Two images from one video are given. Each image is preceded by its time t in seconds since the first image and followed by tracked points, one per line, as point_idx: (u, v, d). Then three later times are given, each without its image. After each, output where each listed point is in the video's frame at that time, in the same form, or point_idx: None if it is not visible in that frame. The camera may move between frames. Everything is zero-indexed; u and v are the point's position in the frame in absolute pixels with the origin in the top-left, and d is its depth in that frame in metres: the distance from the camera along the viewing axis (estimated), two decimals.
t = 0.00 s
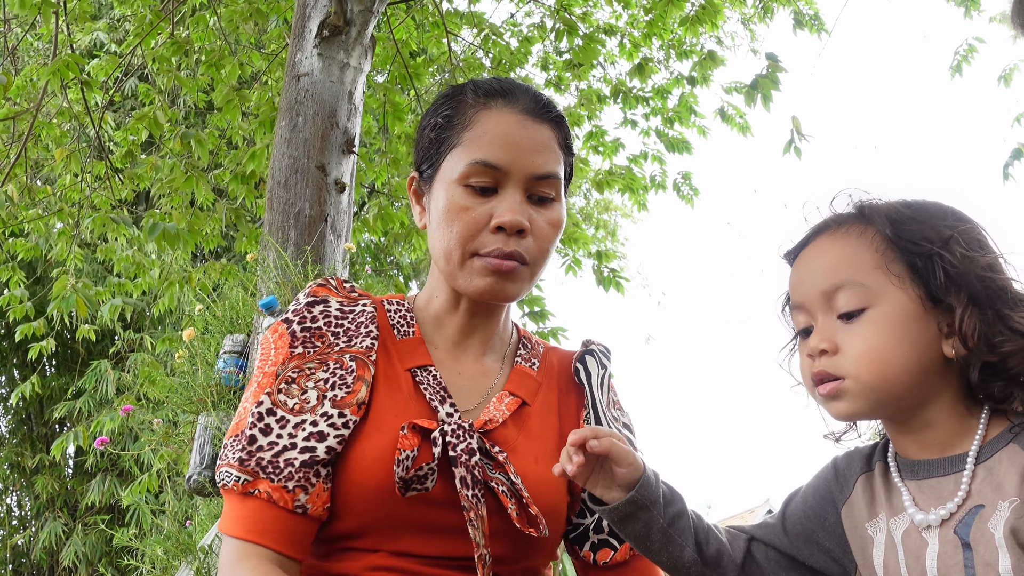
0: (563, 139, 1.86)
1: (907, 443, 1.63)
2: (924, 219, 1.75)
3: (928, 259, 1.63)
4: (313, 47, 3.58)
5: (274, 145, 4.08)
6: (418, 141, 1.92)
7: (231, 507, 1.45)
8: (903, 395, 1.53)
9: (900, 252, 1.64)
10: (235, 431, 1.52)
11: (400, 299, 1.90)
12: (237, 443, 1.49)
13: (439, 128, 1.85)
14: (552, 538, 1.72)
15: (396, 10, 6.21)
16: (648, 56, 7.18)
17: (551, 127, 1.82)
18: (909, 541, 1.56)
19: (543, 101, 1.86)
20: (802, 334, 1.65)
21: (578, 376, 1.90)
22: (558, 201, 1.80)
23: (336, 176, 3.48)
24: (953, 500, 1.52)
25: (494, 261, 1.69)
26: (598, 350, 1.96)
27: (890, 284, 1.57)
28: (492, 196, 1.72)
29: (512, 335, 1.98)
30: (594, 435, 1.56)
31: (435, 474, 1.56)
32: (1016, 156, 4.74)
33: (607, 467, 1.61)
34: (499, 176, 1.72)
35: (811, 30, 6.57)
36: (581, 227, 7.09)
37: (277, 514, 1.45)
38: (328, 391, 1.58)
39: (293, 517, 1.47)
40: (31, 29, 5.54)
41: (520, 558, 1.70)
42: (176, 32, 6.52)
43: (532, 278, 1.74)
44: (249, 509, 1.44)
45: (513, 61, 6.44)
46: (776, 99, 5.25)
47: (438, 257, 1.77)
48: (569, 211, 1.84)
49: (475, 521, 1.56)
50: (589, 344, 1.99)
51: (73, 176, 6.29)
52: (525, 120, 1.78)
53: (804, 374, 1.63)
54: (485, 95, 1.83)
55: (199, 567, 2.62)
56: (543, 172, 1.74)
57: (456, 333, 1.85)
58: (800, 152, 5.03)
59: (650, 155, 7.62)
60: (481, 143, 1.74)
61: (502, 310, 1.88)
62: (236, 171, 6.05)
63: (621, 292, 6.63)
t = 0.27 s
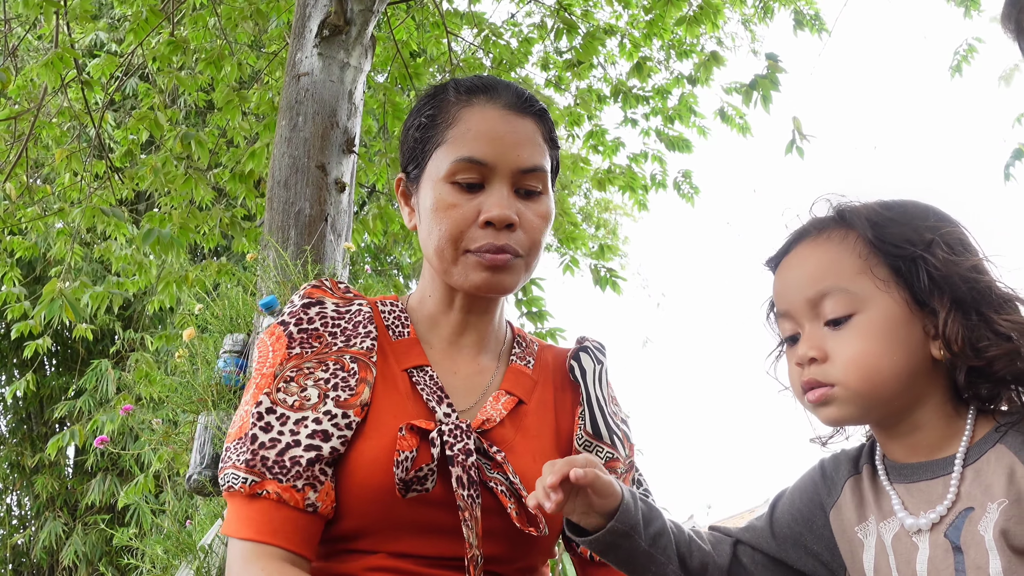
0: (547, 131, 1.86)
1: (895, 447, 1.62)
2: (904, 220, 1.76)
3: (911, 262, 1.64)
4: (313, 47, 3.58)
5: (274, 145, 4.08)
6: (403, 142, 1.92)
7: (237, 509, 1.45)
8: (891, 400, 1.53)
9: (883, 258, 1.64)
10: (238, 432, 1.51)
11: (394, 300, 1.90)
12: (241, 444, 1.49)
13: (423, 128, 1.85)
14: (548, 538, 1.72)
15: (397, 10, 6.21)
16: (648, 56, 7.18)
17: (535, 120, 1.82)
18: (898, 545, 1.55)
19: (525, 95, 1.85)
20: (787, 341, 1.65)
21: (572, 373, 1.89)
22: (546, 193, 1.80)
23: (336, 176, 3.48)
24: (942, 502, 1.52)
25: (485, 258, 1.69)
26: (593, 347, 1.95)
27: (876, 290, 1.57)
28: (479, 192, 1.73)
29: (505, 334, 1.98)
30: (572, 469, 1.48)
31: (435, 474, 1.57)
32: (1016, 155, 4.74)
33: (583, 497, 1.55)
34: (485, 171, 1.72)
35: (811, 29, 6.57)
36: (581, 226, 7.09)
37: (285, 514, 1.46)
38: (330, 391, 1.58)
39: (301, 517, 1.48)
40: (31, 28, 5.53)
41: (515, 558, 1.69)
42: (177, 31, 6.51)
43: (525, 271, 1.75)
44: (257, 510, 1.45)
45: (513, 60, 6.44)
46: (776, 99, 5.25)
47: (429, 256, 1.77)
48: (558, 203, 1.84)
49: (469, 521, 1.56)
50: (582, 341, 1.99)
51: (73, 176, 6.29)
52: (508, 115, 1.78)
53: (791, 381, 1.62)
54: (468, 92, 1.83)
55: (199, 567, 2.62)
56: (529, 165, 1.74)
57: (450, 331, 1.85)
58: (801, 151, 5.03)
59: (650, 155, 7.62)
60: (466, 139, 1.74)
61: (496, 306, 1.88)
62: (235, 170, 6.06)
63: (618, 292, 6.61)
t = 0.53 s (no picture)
0: (551, 131, 1.87)
1: (883, 448, 1.62)
2: (883, 221, 1.76)
3: (892, 264, 1.64)
4: (313, 47, 3.58)
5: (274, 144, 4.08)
6: (404, 139, 1.91)
7: (267, 500, 1.43)
8: (874, 403, 1.53)
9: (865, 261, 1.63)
10: (262, 424, 1.51)
11: (392, 297, 1.89)
12: (271, 435, 1.48)
13: (427, 125, 1.84)
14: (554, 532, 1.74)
15: (398, 10, 6.21)
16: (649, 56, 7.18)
17: (539, 120, 1.83)
18: (889, 550, 1.54)
19: (530, 95, 1.86)
20: (771, 346, 1.64)
21: (572, 365, 1.89)
22: (548, 194, 1.82)
23: (336, 175, 3.48)
24: (932, 507, 1.51)
25: (491, 259, 1.70)
26: (590, 339, 1.97)
27: (858, 293, 1.57)
28: (486, 193, 1.73)
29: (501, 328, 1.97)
30: (523, 498, 1.38)
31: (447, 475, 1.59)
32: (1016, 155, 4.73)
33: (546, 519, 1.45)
34: (491, 172, 1.73)
35: (811, 29, 6.57)
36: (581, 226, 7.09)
37: (327, 502, 1.46)
38: (344, 383, 1.58)
39: (341, 505, 1.48)
40: (31, 28, 5.53)
41: (518, 556, 1.70)
42: (178, 30, 6.52)
43: (529, 273, 1.76)
44: (298, 499, 1.43)
45: (513, 60, 6.44)
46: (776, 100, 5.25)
47: (432, 257, 1.77)
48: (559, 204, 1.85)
49: (477, 524, 1.59)
50: (579, 332, 2.00)
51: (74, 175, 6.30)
52: (514, 114, 1.79)
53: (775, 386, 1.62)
54: (473, 90, 1.83)
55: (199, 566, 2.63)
56: (535, 166, 1.76)
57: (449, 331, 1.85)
58: (798, 152, 5.03)
59: (651, 155, 7.62)
60: (472, 139, 1.74)
61: (495, 307, 1.89)
62: (234, 169, 6.06)
63: (615, 295, 6.60)
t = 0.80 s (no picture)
0: (531, 126, 1.85)
1: (872, 452, 1.62)
2: (872, 219, 1.74)
3: (879, 264, 1.63)
4: (313, 47, 3.58)
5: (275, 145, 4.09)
6: (390, 141, 1.93)
7: (245, 506, 1.44)
8: (864, 405, 1.52)
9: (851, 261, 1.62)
10: (246, 429, 1.51)
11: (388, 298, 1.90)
12: (252, 441, 1.49)
13: (406, 127, 1.86)
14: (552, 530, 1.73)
15: (398, 10, 6.22)
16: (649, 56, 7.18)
17: (515, 115, 1.81)
18: (883, 556, 1.54)
19: (507, 88, 1.84)
20: (758, 348, 1.64)
21: (571, 363, 1.88)
22: (529, 189, 1.79)
23: (335, 175, 3.47)
24: (927, 513, 1.50)
25: (461, 257, 1.70)
26: (588, 339, 1.95)
27: (844, 294, 1.56)
28: (457, 190, 1.73)
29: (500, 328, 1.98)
30: (488, 525, 1.34)
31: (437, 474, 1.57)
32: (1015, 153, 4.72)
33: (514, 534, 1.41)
34: (462, 169, 1.73)
35: (811, 28, 6.56)
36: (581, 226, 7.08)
37: (304, 510, 1.46)
38: (332, 388, 1.58)
39: (320, 513, 1.48)
40: (32, 28, 5.54)
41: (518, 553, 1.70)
42: (179, 31, 6.53)
43: (506, 269, 1.75)
44: (276, 506, 1.44)
45: (514, 61, 6.45)
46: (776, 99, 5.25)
47: (413, 256, 1.78)
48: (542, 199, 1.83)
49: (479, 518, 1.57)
50: (577, 331, 2.00)
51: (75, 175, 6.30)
52: (486, 110, 1.78)
53: (764, 389, 1.61)
54: (447, 88, 1.83)
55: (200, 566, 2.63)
56: (507, 162, 1.74)
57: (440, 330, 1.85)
58: (796, 150, 5.02)
59: (651, 155, 7.62)
60: (441, 137, 1.75)
61: (489, 304, 1.88)
62: (235, 169, 6.07)
63: (613, 297, 6.59)
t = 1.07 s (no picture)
0: (493, 110, 1.85)
1: (860, 459, 1.66)
2: (864, 226, 1.78)
3: (871, 271, 1.66)
4: (313, 46, 3.58)
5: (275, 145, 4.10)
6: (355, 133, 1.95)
7: (176, 530, 1.53)
8: (856, 411, 1.56)
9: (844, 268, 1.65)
10: (184, 452, 1.60)
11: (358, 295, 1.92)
12: (180, 465, 1.57)
13: (367, 117, 1.88)
14: (523, 527, 1.71)
15: (398, 10, 6.21)
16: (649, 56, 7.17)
17: (474, 100, 1.81)
18: (877, 563, 1.58)
19: (466, 73, 1.85)
20: (748, 353, 1.66)
21: (543, 354, 1.88)
22: (491, 173, 1.78)
23: (336, 175, 3.47)
24: (922, 521, 1.55)
25: (421, 243, 1.70)
26: (565, 325, 1.93)
27: (837, 300, 1.59)
28: (416, 176, 1.74)
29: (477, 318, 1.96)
30: None
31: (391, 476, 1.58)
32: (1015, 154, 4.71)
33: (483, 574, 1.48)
34: (419, 155, 1.74)
35: (811, 28, 6.55)
36: (581, 226, 7.08)
37: (207, 534, 1.52)
38: (264, 408, 1.62)
39: (222, 536, 1.53)
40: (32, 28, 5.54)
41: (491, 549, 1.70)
42: (179, 30, 6.52)
43: (469, 253, 1.74)
44: (184, 527, 1.52)
45: (514, 61, 6.44)
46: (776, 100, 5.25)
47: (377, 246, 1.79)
48: (507, 183, 1.82)
49: (440, 516, 1.58)
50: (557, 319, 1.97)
51: (75, 175, 6.30)
52: (442, 95, 1.78)
53: (754, 394, 1.63)
54: (404, 75, 1.84)
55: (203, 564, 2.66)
56: (465, 146, 1.74)
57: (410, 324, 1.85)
58: (782, 157, 5.02)
59: (651, 155, 7.61)
60: (399, 124, 1.76)
61: (461, 292, 1.87)
62: (235, 169, 6.07)
63: (616, 297, 6.59)
